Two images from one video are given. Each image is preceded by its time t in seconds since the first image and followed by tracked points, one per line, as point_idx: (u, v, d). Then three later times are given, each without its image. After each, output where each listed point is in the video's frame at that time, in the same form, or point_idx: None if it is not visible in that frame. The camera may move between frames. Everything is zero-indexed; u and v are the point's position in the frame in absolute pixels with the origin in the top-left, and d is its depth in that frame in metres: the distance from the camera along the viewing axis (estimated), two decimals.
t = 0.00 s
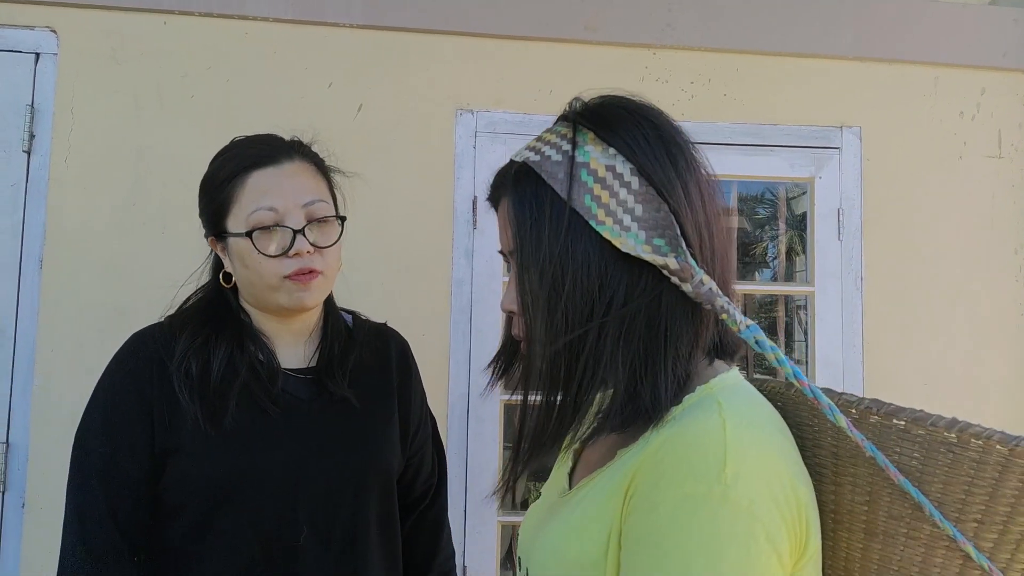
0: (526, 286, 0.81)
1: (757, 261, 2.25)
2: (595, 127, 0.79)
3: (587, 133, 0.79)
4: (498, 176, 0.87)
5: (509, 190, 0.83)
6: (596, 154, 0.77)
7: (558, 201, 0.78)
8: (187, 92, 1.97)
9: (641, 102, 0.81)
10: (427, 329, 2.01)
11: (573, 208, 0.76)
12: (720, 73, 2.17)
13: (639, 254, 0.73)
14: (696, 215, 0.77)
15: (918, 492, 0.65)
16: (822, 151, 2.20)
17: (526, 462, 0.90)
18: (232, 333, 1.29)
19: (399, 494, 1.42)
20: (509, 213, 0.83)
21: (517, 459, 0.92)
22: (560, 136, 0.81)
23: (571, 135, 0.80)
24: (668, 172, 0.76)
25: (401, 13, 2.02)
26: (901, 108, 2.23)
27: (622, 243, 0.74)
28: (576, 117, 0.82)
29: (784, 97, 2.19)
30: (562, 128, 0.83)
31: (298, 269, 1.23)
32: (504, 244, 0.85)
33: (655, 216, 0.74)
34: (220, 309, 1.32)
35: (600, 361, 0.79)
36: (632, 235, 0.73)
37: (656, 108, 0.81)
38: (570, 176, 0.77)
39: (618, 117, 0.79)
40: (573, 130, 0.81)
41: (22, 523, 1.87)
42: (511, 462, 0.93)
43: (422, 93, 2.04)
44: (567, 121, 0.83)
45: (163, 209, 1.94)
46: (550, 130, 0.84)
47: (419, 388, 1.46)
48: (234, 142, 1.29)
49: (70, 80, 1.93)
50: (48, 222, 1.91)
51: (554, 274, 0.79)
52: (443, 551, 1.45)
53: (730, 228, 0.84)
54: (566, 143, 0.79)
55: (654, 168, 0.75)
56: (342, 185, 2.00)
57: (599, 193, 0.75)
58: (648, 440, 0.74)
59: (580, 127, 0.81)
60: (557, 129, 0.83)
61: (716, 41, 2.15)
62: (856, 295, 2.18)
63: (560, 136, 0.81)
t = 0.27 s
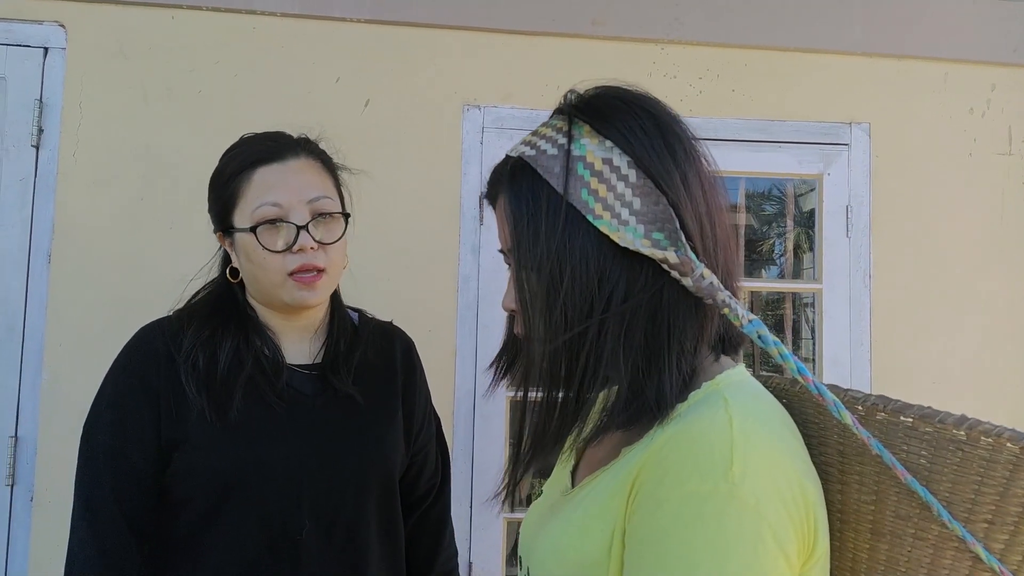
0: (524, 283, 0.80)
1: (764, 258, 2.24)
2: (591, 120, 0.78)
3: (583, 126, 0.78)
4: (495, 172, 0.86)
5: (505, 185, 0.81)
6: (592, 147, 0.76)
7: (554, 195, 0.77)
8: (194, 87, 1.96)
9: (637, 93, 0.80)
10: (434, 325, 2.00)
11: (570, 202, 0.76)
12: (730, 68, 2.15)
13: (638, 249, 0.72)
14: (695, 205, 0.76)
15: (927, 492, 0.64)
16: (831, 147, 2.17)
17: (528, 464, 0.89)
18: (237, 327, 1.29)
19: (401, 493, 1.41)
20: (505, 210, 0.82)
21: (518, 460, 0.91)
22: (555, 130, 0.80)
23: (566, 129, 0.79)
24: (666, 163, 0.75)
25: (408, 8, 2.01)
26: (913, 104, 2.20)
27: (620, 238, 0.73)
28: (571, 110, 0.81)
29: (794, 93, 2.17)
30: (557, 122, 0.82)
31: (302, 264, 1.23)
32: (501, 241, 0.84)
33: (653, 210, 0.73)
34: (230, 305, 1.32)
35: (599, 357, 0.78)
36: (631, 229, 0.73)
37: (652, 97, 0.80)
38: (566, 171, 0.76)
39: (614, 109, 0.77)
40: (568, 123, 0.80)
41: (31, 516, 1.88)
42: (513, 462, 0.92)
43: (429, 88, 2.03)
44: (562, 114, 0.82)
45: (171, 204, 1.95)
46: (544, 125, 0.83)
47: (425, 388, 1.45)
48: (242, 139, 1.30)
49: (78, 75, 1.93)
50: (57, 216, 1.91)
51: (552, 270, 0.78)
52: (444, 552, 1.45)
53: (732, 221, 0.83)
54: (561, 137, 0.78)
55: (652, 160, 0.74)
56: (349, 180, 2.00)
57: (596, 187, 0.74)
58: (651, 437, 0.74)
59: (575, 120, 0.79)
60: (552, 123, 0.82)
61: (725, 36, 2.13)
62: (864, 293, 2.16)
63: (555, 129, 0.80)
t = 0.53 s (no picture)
0: (525, 285, 0.79)
1: (770, 261, 2.20)
2: (593, 118, 0.76)
3: (585, 124, 0.77)
4: (495, 173, 0.84)
5: (506, 186, 0.80)
6: (594, 146, 0.74)
7: (556, 195, 0.75)
8: (203, 91, 1.97)
9: (640, 90, 0.78)
10: (441, 329, 1.99)
11: (572, 202, 0.74)
12: (740, 70, 2.13)
13: (642, 249, 0.70)
14: (701, 203, 0.74)
15: (942, 497, 0.61)
16: (839, 151, 2.14)
17: (530, 468, 0.88)
18: (242, 330, 1.28)
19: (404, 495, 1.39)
20: (506, 211, 0.80)
21: (521, 464, 0.89)
22: (557, 129, 0.78)
23: (568, 128, 0.77)
24: (671, 162, 0.73)
25: (416, 11, 2.01)
26: (926, 106, 2.17)
27: (624, 237, 0.71)
28: (573, 109, 0.79)
29: (805, 95, 2.14)
30: (559, 121, 0.80)
31: (306, 268, 1.22)
32: (503, 243, 0.83)
33: (658, 209, 0.71)
34: (233, 307, 1.31)
35: (604, 361, 0.76)
36: (634, 229, 0.71)
37: (656, 95, 0.78)
38: (568, 170, 0.74)
39: (616, 107, 0.76)
40: (570, 122, 0.78)
41: (39, 518, 1.88)
42: (516, 468, 0.90)
43: (437, 92, 2.02)
44: (564, 113, 0.80)
45: (180, 207, 1.95)
46: (546, 124, 0.81)
47: (427, 391, 1.44)
48: (247, 143, 1.29)
49: (89, 79, 1.94)
50: (68, 220, 1.92)
51: (554, 270, 0.76)
52: (446, 556, 1.42)
53: (738, 221, 0.81)
54: (562, 136, 0.77)
55: (655, 158, 0.73)
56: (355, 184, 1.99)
57: (599, 186, 0.72)
58: (657, 441, 0.72)
59: (577, 118, 0.78)
60: (553, 122, 0.80)
61: (736, 37, 2.11)
62: (871, 297, 2.12)
63: (556, 129, 0.78)
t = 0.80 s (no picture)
0: (530, 280, 0.77)
1: (774, 259, 2.18)
2: (600, 109, 0.74)
3: (593, 115, 0.74)
4: (500, 165, 0.82)
5: (510, 179, 0.78)
6: (602, 137, 0.72)
7: (563, 188, 0.73)
8: (208, 87, 1.95)
9: (650, 80, 0.76)
10: (445, 327, 1.97)
11: (579, 195, 0.72)
12: (750, 66, 2.10)
13: (651, 244, 0.68)
14: (711, 197, 0.72)
15: (961, 502, 0.59)
16: (844, 149, 2.11)
17: (535, 468, 0.86)
18: (235, 329, 1.26)
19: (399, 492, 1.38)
20: (512, 204, 0.78)
21: (526, 462, 0.88)
22: (563, 120, 0.76)
23: (575, 119, 0.75)
24: (681, 154, 0.71)
25: (421, 8, 1.99)
26: (938, 103, 2.14)
27: (632, 232, 0.69)
28: (581, 99, 0.77)
29: (816, 92, 2.12)
30: (566, 112, 0.78)
31: (319, 261, 1.22)
32: (507, 236, 0.81)
33: (667, 203, 0.69)
34: (224, 301, 1.30)
35: (610, 359, 0.74)
36: (643, 224, 0.69)
37: (666, 86, 0.76)
38: (575, 162, 0.72)
39: (625, 97, 0.73)
40: (577, 112, 0.76)
41: (44, 513, 1.88)
42: (521, 467, 0.89)
43: (442, 88, 2.00)
44: (571, 103, 0.78)
45: (184, 204, 1.94)
46: (553, 114, 0.79)
47: (421, 385, 1.43)
48: (251, 134, 1.28)
49: (94, 75, 1.93)
50: (72, 216, 1.91)
51: (560, 265, 0.74)
52: (441, 553, 1.41)
53: (750, 216, 0.78)
54: (569, 127, 0.75)
55: (665, 151, 0.70)
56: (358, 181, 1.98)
57: (606, 179, 0.70)
58: (664, 441, 0.70)
59: (585, 108, 0.76)
60: (560, 113, 0.78)
61: (745, 34, 2.09)
62: (876, 295, 2.10)
63: (563, 120, 0.76)
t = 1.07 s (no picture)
0: (535, 277, 0.76)
1: (778, 261, 2.17)
2: (610, 105, 0.73)
3: (602, 111, 0.73)
4: (507, 161, 0.81)
5: (518, 175, 0.77)
6: (611, 134, 0.71)
7: (570, 185, 0.73)
8: (213, 86, 1.95)
9: (661, 76, 0.75)
10: (448, 327, 1.96)
11: (587, 193, 0.71)
12: (757, 68, 2.09)
13: (659, 243, 0.67)
14: (721, 196, 0.71)
15: (972, 510, 0.58)
16: (849, 151, 2.10)
17: (537, 470, 0.85)
18: (219, 326, 1.26)
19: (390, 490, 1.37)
20: (519, 200, 0.77)
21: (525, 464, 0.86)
22: (572, 116, 0.75)
23: (584, 114, 0.74)
24: (691, 153, 0.70)
25: (427, 8, 1.99)
26: (947, 106, 2.12)
27: (640, 231, 0.68)
28: (590, 94, 0.76)
29: (823, 94, 2.10)
30: (575, 107, 0.77)
31: (297, 254, 1.21)
32: (513, 232, 0.80)
33: (676, 201, 0.68)
34: (209, 298, 1.30)
35: (616, 360, 0.73)
36: (652, 222, 0.68)
37: (677, 82, 0.75)
38: (583, 159, 0.71)
39: (636, 93, 0.72)
40: (586, 108, 0.75)
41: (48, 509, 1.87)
42: (523, 468, 0.87)
43: (447, 88, 2.00)
44: (580, 99, 0.77)
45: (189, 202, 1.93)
46: (562, 110, 0.78)
47: (413, 382, 1.42)
48: (231, 126, 1.27)
49: (100, 73, 1.93)
50: (77, 213, 1.91)
51: (565, 264, 0.73)
52: (432, 552, 1.40)
53: (760, 217, 0.77)
54: (578, 123, 0.74)
55: (675, 148, 0.69)
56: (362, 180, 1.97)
57: (614, 176, 0.69)
58: (671, 445, 0.69)
59: (594, 104, 0.75)
60: (569, 108, 0.77)
61: (753, 35, 2.07)
62: (881, 298, 2.08)
63: (572, 115, 0.75)
